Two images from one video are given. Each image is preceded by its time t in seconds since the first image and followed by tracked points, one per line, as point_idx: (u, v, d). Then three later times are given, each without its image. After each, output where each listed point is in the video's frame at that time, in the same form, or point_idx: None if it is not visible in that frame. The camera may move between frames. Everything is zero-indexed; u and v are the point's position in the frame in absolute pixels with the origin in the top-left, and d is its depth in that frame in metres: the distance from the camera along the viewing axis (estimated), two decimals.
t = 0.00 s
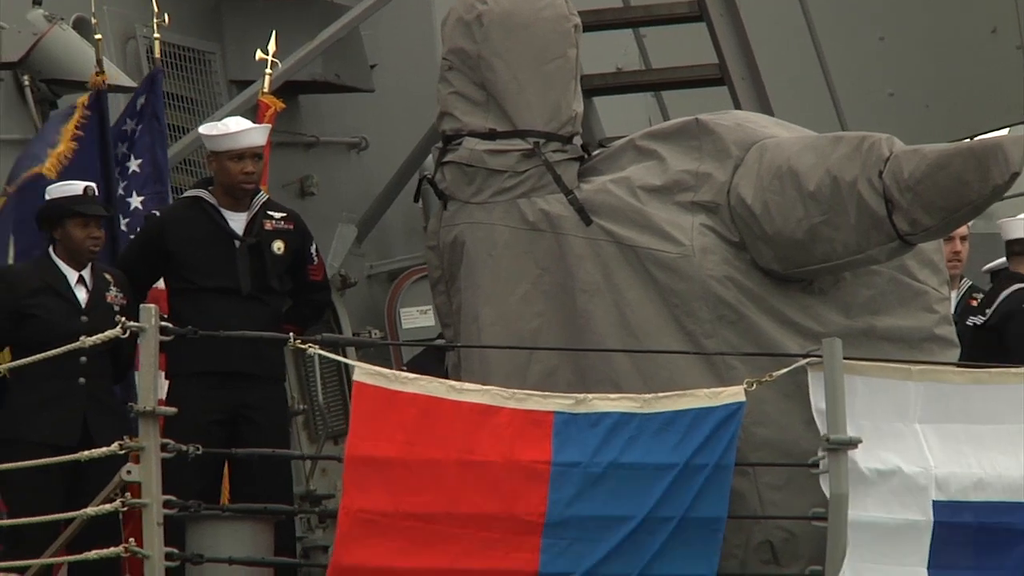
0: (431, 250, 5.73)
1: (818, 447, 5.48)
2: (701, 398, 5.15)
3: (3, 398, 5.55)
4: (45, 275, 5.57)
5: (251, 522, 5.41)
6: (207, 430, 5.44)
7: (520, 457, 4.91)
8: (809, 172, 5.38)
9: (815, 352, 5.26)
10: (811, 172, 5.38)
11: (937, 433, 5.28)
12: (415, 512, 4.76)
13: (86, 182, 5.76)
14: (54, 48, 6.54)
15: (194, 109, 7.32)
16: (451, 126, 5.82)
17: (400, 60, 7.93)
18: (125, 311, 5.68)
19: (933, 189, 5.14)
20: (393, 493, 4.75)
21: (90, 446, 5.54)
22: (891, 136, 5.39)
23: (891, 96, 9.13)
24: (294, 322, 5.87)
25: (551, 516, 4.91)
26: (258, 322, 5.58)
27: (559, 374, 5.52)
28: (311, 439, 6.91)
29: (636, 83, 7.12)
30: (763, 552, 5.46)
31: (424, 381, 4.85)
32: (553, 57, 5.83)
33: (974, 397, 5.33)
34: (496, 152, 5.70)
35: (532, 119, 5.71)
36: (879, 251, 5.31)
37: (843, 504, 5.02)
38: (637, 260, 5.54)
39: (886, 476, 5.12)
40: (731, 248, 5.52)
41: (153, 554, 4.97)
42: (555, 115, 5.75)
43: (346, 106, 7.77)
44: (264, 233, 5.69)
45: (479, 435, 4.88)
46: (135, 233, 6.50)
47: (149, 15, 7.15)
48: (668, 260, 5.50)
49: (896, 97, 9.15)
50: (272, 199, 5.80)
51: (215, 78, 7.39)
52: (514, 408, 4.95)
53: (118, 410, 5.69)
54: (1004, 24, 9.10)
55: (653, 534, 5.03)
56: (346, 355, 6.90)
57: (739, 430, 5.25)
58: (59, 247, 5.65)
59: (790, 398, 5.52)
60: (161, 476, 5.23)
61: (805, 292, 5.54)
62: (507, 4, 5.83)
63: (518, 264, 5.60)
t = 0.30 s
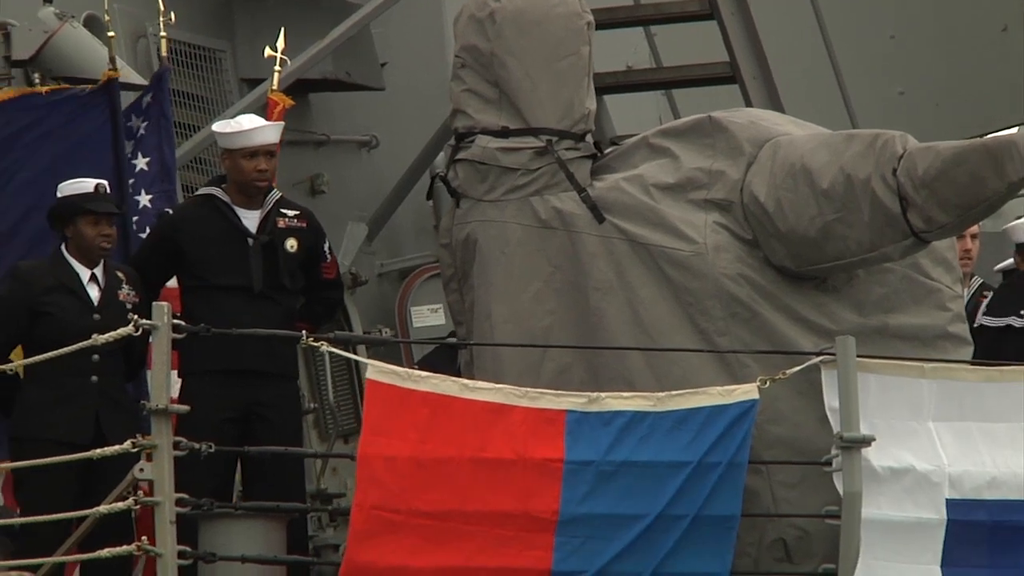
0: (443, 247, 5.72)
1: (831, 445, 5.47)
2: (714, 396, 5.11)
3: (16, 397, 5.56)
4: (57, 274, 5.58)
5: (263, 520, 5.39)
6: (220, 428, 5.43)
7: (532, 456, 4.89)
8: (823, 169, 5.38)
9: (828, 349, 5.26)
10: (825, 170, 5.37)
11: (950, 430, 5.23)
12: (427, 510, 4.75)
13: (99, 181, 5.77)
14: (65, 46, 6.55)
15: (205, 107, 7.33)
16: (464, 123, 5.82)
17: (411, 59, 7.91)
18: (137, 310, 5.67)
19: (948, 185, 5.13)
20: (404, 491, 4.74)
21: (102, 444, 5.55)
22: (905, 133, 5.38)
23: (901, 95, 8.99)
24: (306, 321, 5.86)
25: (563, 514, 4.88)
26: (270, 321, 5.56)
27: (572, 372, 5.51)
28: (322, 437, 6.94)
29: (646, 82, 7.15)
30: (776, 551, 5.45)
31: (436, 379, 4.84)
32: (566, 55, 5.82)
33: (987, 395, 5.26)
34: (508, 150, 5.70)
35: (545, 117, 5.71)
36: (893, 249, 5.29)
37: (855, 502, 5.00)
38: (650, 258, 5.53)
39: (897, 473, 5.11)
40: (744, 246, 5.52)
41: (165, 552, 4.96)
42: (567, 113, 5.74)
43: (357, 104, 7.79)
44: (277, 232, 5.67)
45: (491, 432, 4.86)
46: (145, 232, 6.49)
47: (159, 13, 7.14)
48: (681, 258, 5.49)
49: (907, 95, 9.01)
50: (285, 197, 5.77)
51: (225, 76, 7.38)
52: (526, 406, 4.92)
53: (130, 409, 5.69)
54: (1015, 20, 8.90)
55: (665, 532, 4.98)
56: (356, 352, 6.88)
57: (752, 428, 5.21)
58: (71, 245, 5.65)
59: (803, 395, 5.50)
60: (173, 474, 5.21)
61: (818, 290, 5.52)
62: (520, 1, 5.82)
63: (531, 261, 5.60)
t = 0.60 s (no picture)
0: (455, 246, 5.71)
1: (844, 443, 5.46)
2: (726, 393, 5.03)
3: (28, 394, 5.56)
4: (70, 271, 5.59)
5: (275, 518, 5.38)
6: (235, 426, 5.44)
7: (545, 453, 4.84)
8: (835, 167, 5.38)
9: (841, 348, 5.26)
10: (837, 168, 5.37)
11: (964, 429, 5.20)
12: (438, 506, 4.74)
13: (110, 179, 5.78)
14: (76, 44, 6.57)
15: (216, 105, 7.33)
16: (476, 121, 5.81)
17: (421, 59, 7.92)
18: (149, 307, 5.68)
19: (961, 184, 5.14)
20: (415, 486, 4.75)
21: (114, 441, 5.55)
22: (918, 132, 5.38)
23: (913, 94, 8.64)
24: (319, 319, 5.86)
25: (575, 512, 4.83)
26: (284, 318, 5.58)
27: (584, 370, 5.50)
28: (332, 436, 6.91)
29: (658, 80, 7.14)
30: (789, 549, 5.44)
31: (448, 376, 4.84)
32: (578, 52, 5.81)
33: (1001, 393, 5.22)
34: (520, 148, 5.70)
35: (557, 114, 5.71)
36: (906, 247, 5.29)
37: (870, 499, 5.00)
38: (662, 257, 5.53)
39: (910, 472, 5.09)
40: (757, 244, 5.51)
41: (178, 550, 4.96)
42: (579, 111, 5.73)
43: (366, 103, 7.80)
44: (289, 230, 5.68)
45: (502, 429, 4.83)
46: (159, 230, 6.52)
47: (170, 12, 7.15)
48: (693, 256, 5.49)
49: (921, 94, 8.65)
50: (298, 195, 5.77)
51: (235, 74, 7.38)
52: (539, 404, 4.88)
53: (142, 406, 5.69)
54: None
55: (680, 532, 4.91)
56: (367, 349, 6.90)
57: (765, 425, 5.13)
58: (83, 242, 5.65)
59: (816, 394, 5.50)
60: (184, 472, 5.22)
61: (830, 288, 5.52)
62: None
63: (543, 259, 5.59)
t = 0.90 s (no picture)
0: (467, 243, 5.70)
1: (857, 441, 5.45)
2: (740, 391, 5.01)
3: (41, 391, 5.57)
4: (82, 270, 5.58)
5: (288, 516, 5.36)
6: (247, 424, 5.42)
7: (559, 451, 4.82)
8: (848, 165, 5.37)
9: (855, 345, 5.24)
10: (850, 165, 5.37)
11: (980, 428, 5.21)
12: (451, 506, 4.71)
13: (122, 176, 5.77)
14: (88, 42, 6.58)
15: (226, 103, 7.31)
16: (488, 119, 5.80)
17: (431, 58, 7.93)
18: (162, 305, 5.68)
19: (974, 182, 5.13)
20: (429, 486, 4.71)
21: (126, 439, 5.55)
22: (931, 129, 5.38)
23: (923, 92, 9.06)
24: (331, 317, 5.84)
25: (589, 510, 4.80)
26: (297, 316, 5.57)
27: (597, 368, 5.48)
28: (343, 435, 6.89)
29: (668, 79, 7.12)
30: (802, 547, 5.41)
31: (462, 374, 4.81)
32: (590, 50, 5.79)
33: (1017, 391, 5.24)
34: (533, 145, 5.69)
35: (569, 111, 5.69)
36: (919, 244, 5.28)
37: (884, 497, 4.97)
38: (675, 254, 5.52)
39: (927, 471, 5.07)
40: (770, 242, 5.51)
41: (191, 548, 4.94)
42: (592, 108, 5.71)
43: (377, 101, 7.78)
44: (302, 227, 5.68)
45: (516, 428, 4.80)
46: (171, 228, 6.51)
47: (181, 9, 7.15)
48: (706, 253, 5.48)
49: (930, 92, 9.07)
50: (310, 192, 5.78)
51: (246, 72, 7.38)
52: (553, 402, 4.85)
53: (155, 404, 5.69)
54: None
55: (695, 530, 4.90)
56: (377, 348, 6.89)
57: (779, 423, 5.11)
58: (95, 240, 5.65)
59: (829, 391, 5.48)
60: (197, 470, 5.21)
61: (843, 285, 5.50)
62: None
63: (555, 256, 5.58)
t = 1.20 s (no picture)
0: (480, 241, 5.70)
1: (869, 439, 5.44)
2: (753, 389, 4.99)
3: (52, 390, 5.56)
4: (95, 267, 5.58)
5: (300, 513, 5.35)
6: (259, 422, 5.42)
7: (572, 449, 4.79)
8: (861, 162, 5.36)
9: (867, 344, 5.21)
10: (863, 162, 5.36)
11: (1004, 422, 5.21)
12: (464, 505, 4.68)
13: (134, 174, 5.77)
14: (99, 41, 6.60)
15: (236, 101, 7.32)
16: (500, 117, 5.80)
17: (440, 55, 7.92)
18: (174, 304, 5.66)
19: (988, 179, 5.11)
20: (441, 485, 4.68)
21: (139, 437, 5.55)
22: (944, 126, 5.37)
23: (933, 91, 9.19)
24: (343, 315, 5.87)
25: (602, 509, 4.78)
26: (310, 312, 5.57)
27: (609, 366, 5.48)
28: (353, 433, 6.90)
29: (667, 78, 7.15)
30: (815, 545, 5.40)
31: (474, 372, 4.75)
32: (603, 47, 5.79)
33: None
34: (545, 143, 5.68)
35: (582, 109, 5.68)
36: (932, 242, 5.27)
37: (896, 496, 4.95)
38: (688, 252, 5.51)
39: (951, 465, 5.06)
40: (782, 240, 5.50)
41: (203, 546, 4.93)
42: (604, 106, 5.71)
43: (386, 99, 7.79)
44: (315, 224, 5.68)
45: (529, 426, 4.77)
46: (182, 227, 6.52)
47: (190, 8, 7.18)
48: (718, 251, 5.47)
49: (939, 92, 9.20)
50: (323, 190, 5.79)
51: (256, 71, 7.40)
52: (565, 400, 4.82)
53: (167, 402, 5.68)
54: None
55: (708, 527, 4.89)
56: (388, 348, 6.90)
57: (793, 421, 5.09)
58: (107, 238, 5.64)
59: (841, 389, 5.47)
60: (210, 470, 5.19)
61: (856, 283, 5.49)
62: None
63: (567, 255, 5.58)
